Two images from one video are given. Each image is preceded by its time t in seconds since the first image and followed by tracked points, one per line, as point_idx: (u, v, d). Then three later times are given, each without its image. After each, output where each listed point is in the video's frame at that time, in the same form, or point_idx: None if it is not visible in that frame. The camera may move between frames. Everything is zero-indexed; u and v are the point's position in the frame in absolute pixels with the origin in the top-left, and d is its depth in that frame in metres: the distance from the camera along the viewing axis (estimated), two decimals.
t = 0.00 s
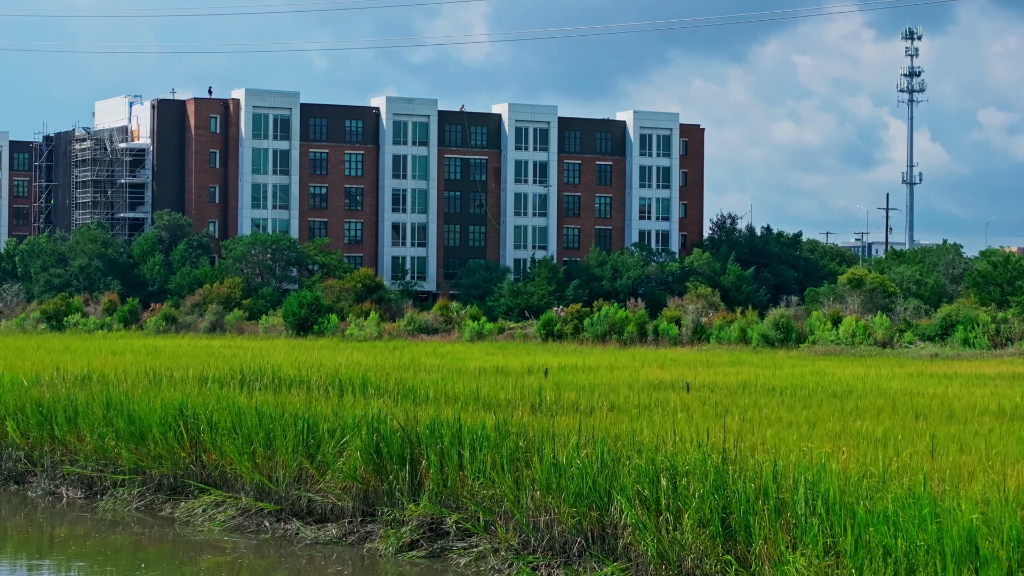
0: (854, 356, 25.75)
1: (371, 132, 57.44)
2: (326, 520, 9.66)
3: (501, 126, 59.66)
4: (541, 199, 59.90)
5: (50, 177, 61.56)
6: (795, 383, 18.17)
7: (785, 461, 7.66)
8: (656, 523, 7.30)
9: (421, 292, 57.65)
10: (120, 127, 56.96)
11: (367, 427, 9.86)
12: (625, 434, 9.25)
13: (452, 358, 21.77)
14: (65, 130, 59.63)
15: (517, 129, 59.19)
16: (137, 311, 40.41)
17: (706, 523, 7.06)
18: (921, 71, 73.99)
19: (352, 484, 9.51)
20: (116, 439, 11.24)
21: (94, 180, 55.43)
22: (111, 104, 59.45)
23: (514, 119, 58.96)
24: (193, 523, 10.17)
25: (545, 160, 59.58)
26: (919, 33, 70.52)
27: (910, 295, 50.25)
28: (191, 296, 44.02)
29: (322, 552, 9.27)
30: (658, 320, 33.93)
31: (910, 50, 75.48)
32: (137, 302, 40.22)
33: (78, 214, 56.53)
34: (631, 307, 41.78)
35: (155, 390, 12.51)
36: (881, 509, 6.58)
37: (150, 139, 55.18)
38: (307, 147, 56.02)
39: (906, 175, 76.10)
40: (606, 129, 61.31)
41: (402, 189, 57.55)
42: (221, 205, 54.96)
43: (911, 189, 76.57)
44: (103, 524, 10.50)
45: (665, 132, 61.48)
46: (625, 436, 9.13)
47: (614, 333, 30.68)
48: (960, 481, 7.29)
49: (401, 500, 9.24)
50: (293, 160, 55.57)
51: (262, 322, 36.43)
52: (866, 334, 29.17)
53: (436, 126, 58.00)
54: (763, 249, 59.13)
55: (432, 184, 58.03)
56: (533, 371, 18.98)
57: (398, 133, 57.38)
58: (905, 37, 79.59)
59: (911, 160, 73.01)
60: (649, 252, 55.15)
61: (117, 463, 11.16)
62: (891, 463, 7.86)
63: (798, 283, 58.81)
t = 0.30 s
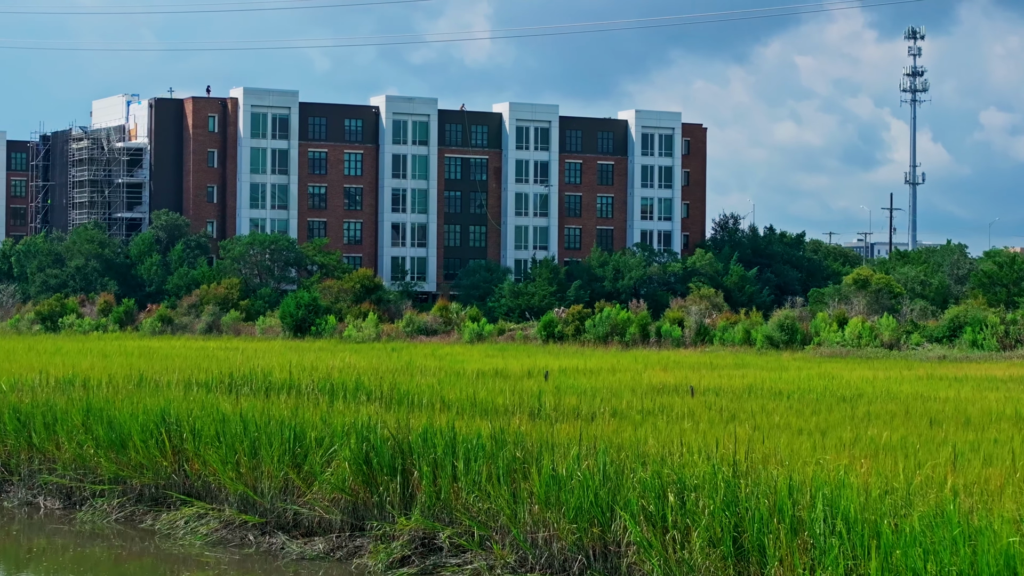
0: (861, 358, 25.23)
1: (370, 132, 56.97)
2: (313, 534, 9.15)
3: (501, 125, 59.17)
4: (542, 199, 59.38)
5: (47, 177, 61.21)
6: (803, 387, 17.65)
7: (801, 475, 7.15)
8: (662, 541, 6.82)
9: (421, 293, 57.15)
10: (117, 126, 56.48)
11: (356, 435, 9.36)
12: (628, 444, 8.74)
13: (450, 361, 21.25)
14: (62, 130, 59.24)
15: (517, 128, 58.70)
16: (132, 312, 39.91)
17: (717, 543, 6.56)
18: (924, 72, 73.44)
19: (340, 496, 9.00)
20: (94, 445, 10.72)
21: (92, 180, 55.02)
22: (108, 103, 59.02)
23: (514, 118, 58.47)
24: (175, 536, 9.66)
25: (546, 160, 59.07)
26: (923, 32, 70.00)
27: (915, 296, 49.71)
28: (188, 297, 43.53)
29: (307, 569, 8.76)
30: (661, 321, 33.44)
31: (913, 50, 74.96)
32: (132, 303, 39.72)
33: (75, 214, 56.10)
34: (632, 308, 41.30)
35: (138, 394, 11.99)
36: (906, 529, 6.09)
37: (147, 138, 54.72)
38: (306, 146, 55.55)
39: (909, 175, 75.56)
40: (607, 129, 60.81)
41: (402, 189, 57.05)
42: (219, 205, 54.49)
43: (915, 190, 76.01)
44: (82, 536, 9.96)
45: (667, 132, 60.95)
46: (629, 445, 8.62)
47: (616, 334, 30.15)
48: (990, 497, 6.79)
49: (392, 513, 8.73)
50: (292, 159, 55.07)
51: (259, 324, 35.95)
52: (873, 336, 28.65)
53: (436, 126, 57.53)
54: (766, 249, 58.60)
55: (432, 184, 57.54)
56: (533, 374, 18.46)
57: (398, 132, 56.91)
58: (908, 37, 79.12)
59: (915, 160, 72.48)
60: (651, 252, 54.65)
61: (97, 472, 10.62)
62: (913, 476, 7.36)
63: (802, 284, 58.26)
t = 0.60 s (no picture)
0: (867, 360, 24.77)
1: (370, 131, 56.51)
2: (299, 548, 8.66)
3: (502, 125, 58.69)
4: (544, 199, 58.89)
5: (44, 176, 60.79)
6: (810, 391, 17.17)
7: (817, 490, 6.67)
8: (668, 562, 6.36)
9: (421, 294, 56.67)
10: (115, 125, 56.02)
11: (344, 444, 8.88)
12: (632, 455, 8.25)
13: (449, 363, 20.77)
14: (59, 129, 58.79)
15: (518, 127, 58.23)
16: (128, 313, 39.47)
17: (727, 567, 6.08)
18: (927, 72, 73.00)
19: (327, 509, 8.51)
20: (72, 453, 10.21)
21: (89, 180, 54.60)
22: (105, 102, 58.53)
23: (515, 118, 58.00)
24: (155, 549, 9.14)
25: (548, 159, 58.63)
26: (926, 33, 69.61)
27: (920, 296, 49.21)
28: (185, 298, 43.06)
29: None
30: (663, 322, 32.96)
31: (916, 50, 74.55)
32: (128, 305, 39.24)
33: (73, 214, 55.63)
34: (634, 309, 40.80)
35: (121, 400, 11.49)
36: (934, 552, 5.63)
37: (145, 137, 54.25)
38: (305, 146, 55.08)
39: (912, 176, 75.08)
40: (609, 128, 60.34)
41: (402, 188, 56.59)
42: (217, 205, 54.02)
43: (917, 191, 75.54)
44: (58, 549, 9.41)
45: (669, 131, 60.46)
46: (633, 457, 8.13)
47: (617, 336, 29.64)
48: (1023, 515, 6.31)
49: (382, 528, 8.24)
50: (291, 159, 54.58)
51: (256, 325, 35.43)
52: (879, 337, 28.15)
53: (436, 125, 57.08)
54: (769, 250, 58.13)
55: (433, 183, 57.06)
56: (534, 377, 17.97)
57: (398, 131, 56.44)
58: (911, 37, 78.64)
59: (917, 160, 72.04)
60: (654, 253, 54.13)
61: (75, 482, 10.10)
62: (935, 492, 6.88)
63: (805, 284, 57.77)
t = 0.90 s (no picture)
0: (874, 361, 24.32)
1: (369, 130, 56.02)
2: (282, 564, 8.16)
3: (503, 123, 58.19)
4: (544, 199, 58.38)
5: (41, 176, 60.36)
6: (819, 394, 16.67)
7: (835, 504, 6.20)
8: None
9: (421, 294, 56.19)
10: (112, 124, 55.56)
11: (330, 453, 8.40)
12: (634, 465, 7.76)
13: (446, 365, 20.28)
14: (56, 128, 58.36)
15: (519, 126, 57.76)
16: (123, 313, 39.01)
17: None
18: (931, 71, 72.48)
19: (311, 521, 8.02)
20: (46, 461, 9.70)
21: (86, 179, 54.18)
22: (103, 101, 58.08)
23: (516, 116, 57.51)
24: (130, 562, 8.62)
25: (549, 159, 58.15)
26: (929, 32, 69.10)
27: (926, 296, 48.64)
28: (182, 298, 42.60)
29: None
30: (666, 323, 32.48)
31: (920, 49, 74.06)
32: (124, 305, 38.78)
33: (70, 214, 55.19)
34: (637, 309, 40.30)
35: (101, 404, 10.99)
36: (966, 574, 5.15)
37: (142, 136, 53.80)
38: (305, 145, 54.60)
39: (916, 175, 74.58)
40: (611, 127, 59.83)
41: (402, 188, 56.10)
42: (215, 205, 53.55)
43: (921, 191, 75.01)
44: (30, 561, 8.84)
45: (672, 130, 59.95)
46: (637, 467, 7.64)
47: (618, 337, 29.15)
48: None
49: (370, 543, 7.74)
50: (290, 158, 54.10)
51: (253, 326, 34.96)
52: (885, 338, 27.65)
53: (436, 124, 56.60)
54: (772, 249, 57.58)
55: (433, 183, 56.60)
56: (534, 379, 17.50)
57: (398, 130, 55.96)
58: (914, 36, 78.09)
59: (921, 160, 71.52)
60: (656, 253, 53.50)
61: (49, 491, 9.58)
62: (960, 506, 6.41)
63: (808, 285, 57.22)
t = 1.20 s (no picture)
0: (880, 363, 23.84)
1: (368, 129, 55.53)
2: None
3: (503, 123, 57.68)
4: (545, 199, 57.91)
5: (37, 176, 59.88)
6: (826, 399, 16.17)
7: (854, 523, 5.75)
8: None
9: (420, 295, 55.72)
10: (109, 124, 55.11)
11: (312, 464, 7.91)
12: (637, 477, 7.28)
13: (442, 367, 19.80)
14: (52, 128, 57.88)
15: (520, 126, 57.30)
16: (119, 314, 38.54)
17: None
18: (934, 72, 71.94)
19: (292, 536, 7.53)
20: (15, 470, 9.16)
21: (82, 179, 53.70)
22: (100, 100, 57.62)
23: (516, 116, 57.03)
24: None
25: (550, 159, 57.69)
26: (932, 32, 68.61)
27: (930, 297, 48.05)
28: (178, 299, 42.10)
29: None
30: (668, 324, 31.99)
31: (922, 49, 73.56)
32: (119, 306, 38.27)
33: (65, 214, 54.71)
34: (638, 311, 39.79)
35: (77, 411, 10.46)
36: None
37: (139, 136, 53.35)
38: (303, 144, 54.14)
39: (919, 176, 74.06)
40: (612, 127, 59.33)
41: (401, 188, 55.63)
42: (213, 205, 53.06)
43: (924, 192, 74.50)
44: None
45: (673, 130, 59.44)
46: (638, 480, 7.16)
47: (620, 339, 28.65)
48: None
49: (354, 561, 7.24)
50: (288, 158, 53.66)
51: (250, 327, 34.47)
52: (891, 340, 27.14)
53: (436, 124, 56.11)
54: (774, 250, 57.07)
55: (433, 183, 56.14)
56: (532, 382, 17.00)
57: (397, 130, 55.49)
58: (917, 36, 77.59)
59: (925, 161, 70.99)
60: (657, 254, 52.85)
61: (18, 503, 9.05)
62: (988, 525, 5.96)
63: (811, 286, 56.70)
